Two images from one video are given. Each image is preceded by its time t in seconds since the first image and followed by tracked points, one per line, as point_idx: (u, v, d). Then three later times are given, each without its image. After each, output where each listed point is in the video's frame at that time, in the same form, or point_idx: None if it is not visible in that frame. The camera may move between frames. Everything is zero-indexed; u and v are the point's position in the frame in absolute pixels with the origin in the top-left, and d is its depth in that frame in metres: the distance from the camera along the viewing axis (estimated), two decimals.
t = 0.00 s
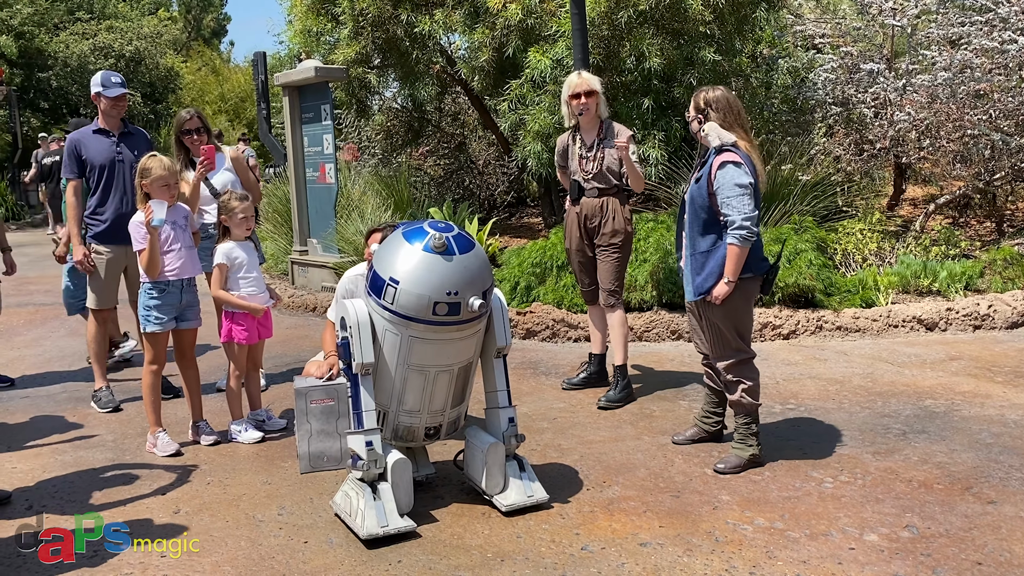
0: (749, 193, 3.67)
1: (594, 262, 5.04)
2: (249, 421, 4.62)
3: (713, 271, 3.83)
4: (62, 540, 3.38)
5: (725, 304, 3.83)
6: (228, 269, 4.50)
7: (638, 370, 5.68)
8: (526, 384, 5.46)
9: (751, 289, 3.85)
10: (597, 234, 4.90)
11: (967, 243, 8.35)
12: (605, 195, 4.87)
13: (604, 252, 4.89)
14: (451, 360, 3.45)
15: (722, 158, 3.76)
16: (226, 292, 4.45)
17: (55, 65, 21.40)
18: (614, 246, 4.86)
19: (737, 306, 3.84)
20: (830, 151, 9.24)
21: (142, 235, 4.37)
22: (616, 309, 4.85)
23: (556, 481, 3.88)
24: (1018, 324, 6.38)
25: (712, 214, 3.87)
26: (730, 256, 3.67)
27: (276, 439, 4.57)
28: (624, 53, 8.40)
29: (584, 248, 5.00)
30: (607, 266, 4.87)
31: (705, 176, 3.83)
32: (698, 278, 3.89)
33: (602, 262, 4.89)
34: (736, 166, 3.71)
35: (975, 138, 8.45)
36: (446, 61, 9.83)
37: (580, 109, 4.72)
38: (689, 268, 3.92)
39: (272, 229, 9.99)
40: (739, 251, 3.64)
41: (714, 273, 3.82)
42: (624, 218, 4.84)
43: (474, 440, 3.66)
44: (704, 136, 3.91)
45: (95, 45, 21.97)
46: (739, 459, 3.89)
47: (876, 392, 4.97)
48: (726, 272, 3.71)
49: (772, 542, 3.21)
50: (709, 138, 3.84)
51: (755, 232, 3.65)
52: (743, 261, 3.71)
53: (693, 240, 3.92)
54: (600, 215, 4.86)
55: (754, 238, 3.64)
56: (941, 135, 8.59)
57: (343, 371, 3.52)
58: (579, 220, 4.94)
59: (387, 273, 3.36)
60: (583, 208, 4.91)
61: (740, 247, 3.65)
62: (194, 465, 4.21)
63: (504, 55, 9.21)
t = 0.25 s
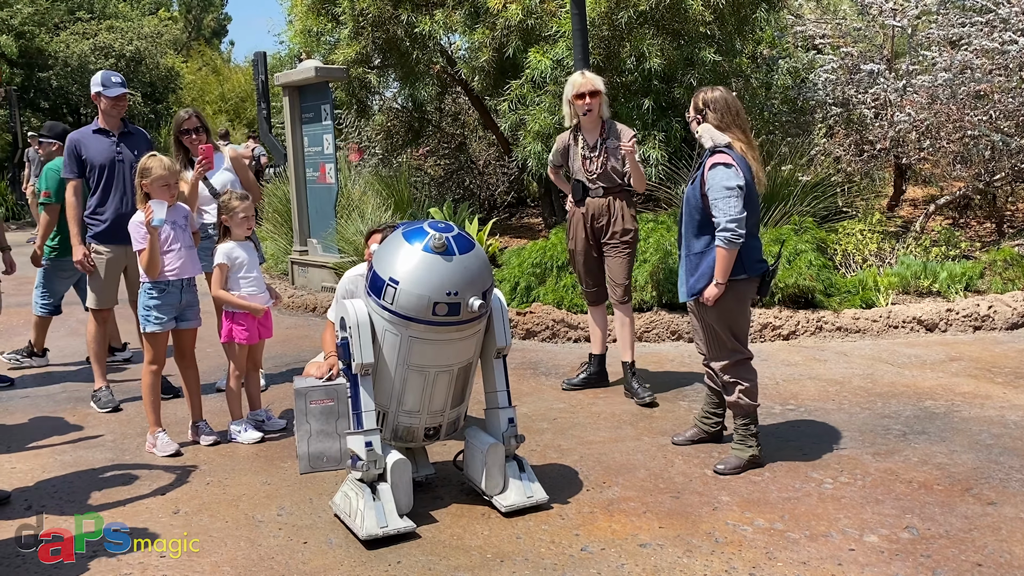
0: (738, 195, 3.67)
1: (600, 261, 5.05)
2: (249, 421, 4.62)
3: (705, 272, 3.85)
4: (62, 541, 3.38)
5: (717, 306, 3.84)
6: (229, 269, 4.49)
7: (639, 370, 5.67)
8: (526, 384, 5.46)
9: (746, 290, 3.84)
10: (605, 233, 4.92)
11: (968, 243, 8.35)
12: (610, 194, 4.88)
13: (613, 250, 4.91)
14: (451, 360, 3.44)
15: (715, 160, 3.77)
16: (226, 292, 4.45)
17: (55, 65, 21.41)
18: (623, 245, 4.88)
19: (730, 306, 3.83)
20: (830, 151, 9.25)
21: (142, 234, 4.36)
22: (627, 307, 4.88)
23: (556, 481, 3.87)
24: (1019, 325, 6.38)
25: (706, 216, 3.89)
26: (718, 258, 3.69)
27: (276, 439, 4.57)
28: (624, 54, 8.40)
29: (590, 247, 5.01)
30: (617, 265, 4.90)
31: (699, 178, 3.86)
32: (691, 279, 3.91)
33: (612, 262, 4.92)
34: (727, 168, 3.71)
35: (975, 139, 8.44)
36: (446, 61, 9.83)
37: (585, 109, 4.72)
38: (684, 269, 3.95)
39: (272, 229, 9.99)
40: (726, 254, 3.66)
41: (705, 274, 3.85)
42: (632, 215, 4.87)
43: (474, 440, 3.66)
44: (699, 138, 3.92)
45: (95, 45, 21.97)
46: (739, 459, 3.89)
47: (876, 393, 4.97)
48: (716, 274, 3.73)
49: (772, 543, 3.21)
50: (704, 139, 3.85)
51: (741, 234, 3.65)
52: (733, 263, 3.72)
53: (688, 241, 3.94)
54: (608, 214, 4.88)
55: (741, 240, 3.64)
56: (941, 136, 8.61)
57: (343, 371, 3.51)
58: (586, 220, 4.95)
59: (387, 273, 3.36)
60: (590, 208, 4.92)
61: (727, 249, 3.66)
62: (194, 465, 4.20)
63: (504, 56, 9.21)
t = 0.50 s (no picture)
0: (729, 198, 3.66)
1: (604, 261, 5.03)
2: (247, 421, 4.62)
3: (698, 273, 3.85)
4: (62, 541, 3.38)
5: (711, 307, 3.84)
6: (227, 269, 4.49)
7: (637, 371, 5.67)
8: (525, 384, 5.45)
9: (740, 291, 3.84)
10: (614, 233, 4.91)
11: (967, 244, 8.35)
12: (620, 194, 4.90)
13: (622, 251, 4.91)
14: (449, 361, 3.44)
15: (711, 161, 3.77)
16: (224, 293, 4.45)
17: (53, 65, 21.39)
18: (633, 245, 4.90)
19: (723, 307, 3.83)
20: (829, 151, 9.26)
21: (140, 234, 4.35)
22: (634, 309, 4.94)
23: (554, 482, 3.87)
24: (1017, 326, 6.37)
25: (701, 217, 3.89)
26: (709, 259, 3.69)
27: (274, 439, 4.57)
28: (623, 54, 8.39)
29: (597, 247, 4.98)
30: (627, 265, 4.90)
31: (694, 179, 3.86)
32: (685, 279, 3.91)
33: (621, 262, 4.92)
34: (720, 171, 3.71)
35: (974, 139, 8.43)
36: (446, 61, 9.83)
37: (600, 107, 4.70)
38: (679, 269, 3.95)
39: (270, 229, 9.98)
40: (716, 256, 3.66)
41: (698, 275, 3.85)
42: (642, 215, 4.89)
43: (472, 441, 3.65)
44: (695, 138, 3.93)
45: (94, 44, 21.93)
46: (738, 460, 3.88)
47: (875, 394, 4.97)
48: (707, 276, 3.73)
49: (771, 545, 3.21)
50: (700, 140, 3.86)
51: (731, 236, 3.65)
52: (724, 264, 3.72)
53: (683, 241, 3.94)
54: (618, 214, 4.88)
55: (730, 242, 3.64)
56: (940, 136, 8.60)
57: (342, 371, 3.51)
58: (596, 219, 4.92)
59: (385, 274, 3.35)
60: (601, 207, 4.90)
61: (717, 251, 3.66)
62: (191, 466, 4.19)
63: (503, 56, 9.21)
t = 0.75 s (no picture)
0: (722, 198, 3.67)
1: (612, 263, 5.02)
2: (245, 422, 4.61)
3: (694, 273, 3.87)
4: (60, 542, 3.38)
5: (707, 307, 3.85)
6: (225, 270, 4.48)
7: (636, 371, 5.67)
8: (523, 385, 5.45)
9: (738, 292, 3.84)
10: (624, 234, 4.91)
11: (965, 245, 8.35)
12: (631, 194, 4.90)
13: (632, 252, 4.91)
14: (448, 361, 3.43)
15: (707, 161, 3.77)
16: (223, 293, 4.45)
17: (51, 65, 21.35)
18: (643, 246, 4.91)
19: (719, 307, 3.83)
20: (827, 152, 9.25)
21: (138, 234, 4.34)
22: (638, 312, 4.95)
23: (553, 482, 3.87)
24: (1015, 326, 6.37)
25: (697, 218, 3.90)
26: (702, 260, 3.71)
27: (271, 440, 4.56)
28: (621, 55, 8.38)
29: (607, 248, 4.97)
30: (637, 265, 4.91)
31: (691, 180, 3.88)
32: (681, 279, 3.93)
33: (631, 262, 4.92)
34: (714, 171, 3.72)
35: (972, 140, 8.43)
36: (444, 62, 9.83)
37: (614, 107, 4.73)
38: (676, 269, 3.96)
39: (268, 229, 9.97)
40: (708, 256, 3.68)
41: (693, 275, 3.87)
42: (652, 216, 4.89)
43: (470, 442, 3.65)
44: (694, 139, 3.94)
45: (91, 45, 21.89)
46: (736, 461, 3.88)
47: (873, 394, 4.97)
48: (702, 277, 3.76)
49: (770, 545, 3.21)
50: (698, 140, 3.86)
51: (723, 236, 3.67)
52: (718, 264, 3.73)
53: (679, 241, 3.95)
54: (629, 214, 4.88)
55: (721, 242, 3.66)
56: (938, 137, 8.60)
57: (340, 372, 3.50)
58: (607, 220, 4.91)
59: (383, 274, 3.35)
60: (613, 208, 4.89)
61: (710, 251, 3.68)
62: (189, 466, 4.19)
63: (501, 56, 9.21)
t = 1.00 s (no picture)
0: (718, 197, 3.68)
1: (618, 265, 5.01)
2: (242, 422, 4.60)
3: (691, 274, 3.87)
4: (56, 543, 3.37)
5: (706, 308, 3.84)
6: (220, 270, 4.47)
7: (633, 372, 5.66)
8: (520, 385, 5.45)
9: (736, 293, 3.84)
10: (633, 235, 4.91)
11: (962, 246, 8.35)
12: (640, 195, 4.90)
13: (640, 252, 4.91)
14: (445, 362, 3.43)
15: (705, 161, 3.77)
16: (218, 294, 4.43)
17: (48, 65, 21.33)
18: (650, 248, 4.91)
19: (717, 308, 3.83)
20: (824, 153, 9.20)
21: (133, 234, 4.33)
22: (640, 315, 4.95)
23: (550, 483, 3.86)
24: (1012, 327, 6.37)
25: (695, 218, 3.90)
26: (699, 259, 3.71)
27: (268, 440, 4.55)
28: (618, 56, 8.38)
29: (614, 249, 4.96)
30: (644, 267, 4.89)
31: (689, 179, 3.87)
32: (679, 279, 3.93)
33: (638, 264, 4.91)
34: (710, 171, 3.73)
35: (969, 141, 8.43)
36: (441, 62, 9.84)
37: (622, 107, 4.73)
38: (673, 270, 3.96)
39: (265, 229, 9.96)
40: (705, 256, 3.68)
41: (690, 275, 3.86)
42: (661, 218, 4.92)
43: (467, 442, 3.64)
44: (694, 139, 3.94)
45: (89, 45, 21.88)
46: (733, 461, 3.87)
47: (870, 395, 4.97)
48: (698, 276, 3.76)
49: (767, 546, 3.21)
50: (695, 140, 3.86)
51: (720, 236, 3.67)
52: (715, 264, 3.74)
53: (677, 241, 3.95)
54: (639, 215, 4.89)
55: (719, 242, 3.66)
56: (935, 137, 8.56)
57: (336, 372, 3.49)
58: (617, 221, 4.91)
59: (379, 274, 3.34)
60: (622, 208, 4.90)
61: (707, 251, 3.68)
62: (186, 467, 4.18)
63: (499, 56, 9.21)
